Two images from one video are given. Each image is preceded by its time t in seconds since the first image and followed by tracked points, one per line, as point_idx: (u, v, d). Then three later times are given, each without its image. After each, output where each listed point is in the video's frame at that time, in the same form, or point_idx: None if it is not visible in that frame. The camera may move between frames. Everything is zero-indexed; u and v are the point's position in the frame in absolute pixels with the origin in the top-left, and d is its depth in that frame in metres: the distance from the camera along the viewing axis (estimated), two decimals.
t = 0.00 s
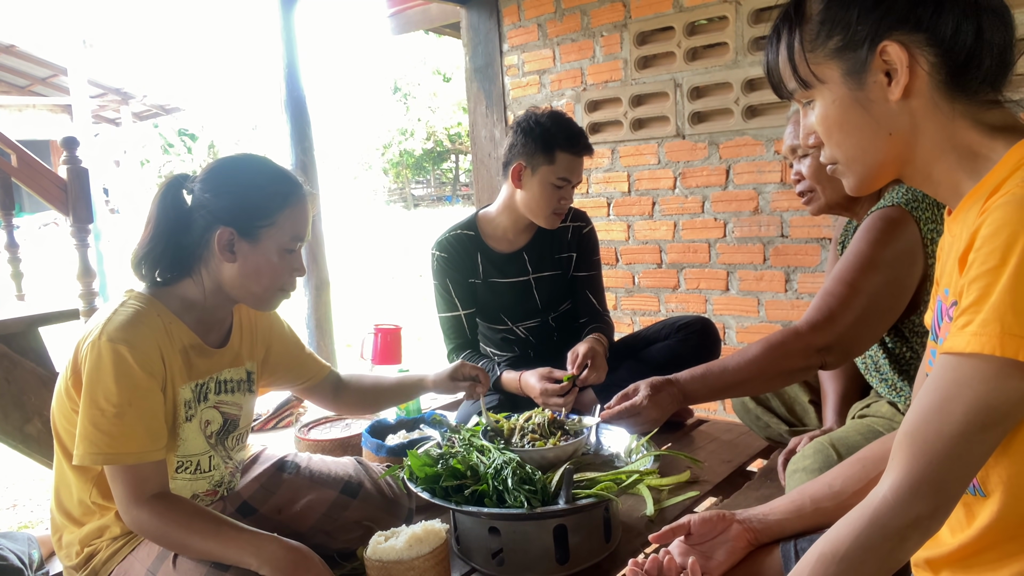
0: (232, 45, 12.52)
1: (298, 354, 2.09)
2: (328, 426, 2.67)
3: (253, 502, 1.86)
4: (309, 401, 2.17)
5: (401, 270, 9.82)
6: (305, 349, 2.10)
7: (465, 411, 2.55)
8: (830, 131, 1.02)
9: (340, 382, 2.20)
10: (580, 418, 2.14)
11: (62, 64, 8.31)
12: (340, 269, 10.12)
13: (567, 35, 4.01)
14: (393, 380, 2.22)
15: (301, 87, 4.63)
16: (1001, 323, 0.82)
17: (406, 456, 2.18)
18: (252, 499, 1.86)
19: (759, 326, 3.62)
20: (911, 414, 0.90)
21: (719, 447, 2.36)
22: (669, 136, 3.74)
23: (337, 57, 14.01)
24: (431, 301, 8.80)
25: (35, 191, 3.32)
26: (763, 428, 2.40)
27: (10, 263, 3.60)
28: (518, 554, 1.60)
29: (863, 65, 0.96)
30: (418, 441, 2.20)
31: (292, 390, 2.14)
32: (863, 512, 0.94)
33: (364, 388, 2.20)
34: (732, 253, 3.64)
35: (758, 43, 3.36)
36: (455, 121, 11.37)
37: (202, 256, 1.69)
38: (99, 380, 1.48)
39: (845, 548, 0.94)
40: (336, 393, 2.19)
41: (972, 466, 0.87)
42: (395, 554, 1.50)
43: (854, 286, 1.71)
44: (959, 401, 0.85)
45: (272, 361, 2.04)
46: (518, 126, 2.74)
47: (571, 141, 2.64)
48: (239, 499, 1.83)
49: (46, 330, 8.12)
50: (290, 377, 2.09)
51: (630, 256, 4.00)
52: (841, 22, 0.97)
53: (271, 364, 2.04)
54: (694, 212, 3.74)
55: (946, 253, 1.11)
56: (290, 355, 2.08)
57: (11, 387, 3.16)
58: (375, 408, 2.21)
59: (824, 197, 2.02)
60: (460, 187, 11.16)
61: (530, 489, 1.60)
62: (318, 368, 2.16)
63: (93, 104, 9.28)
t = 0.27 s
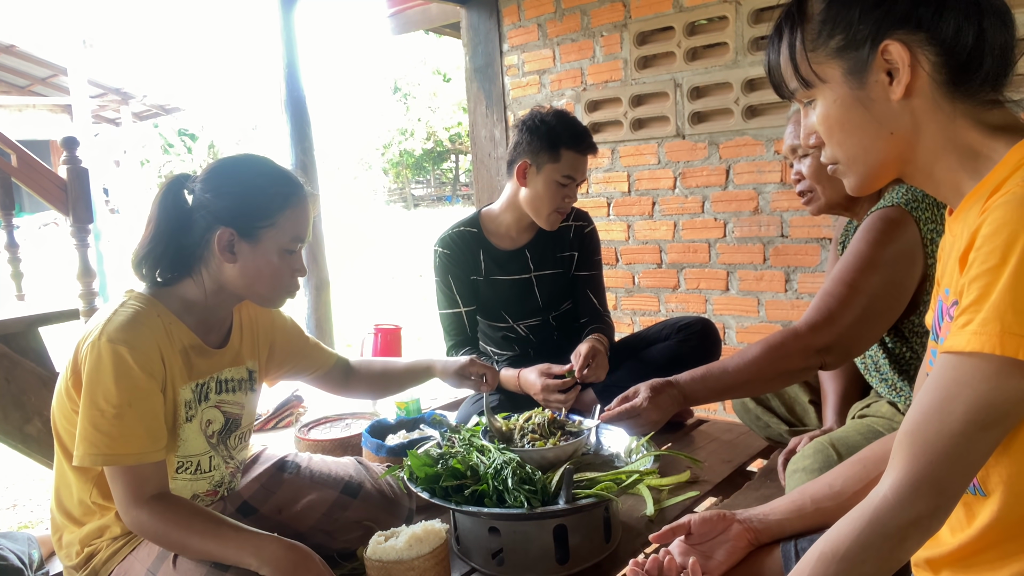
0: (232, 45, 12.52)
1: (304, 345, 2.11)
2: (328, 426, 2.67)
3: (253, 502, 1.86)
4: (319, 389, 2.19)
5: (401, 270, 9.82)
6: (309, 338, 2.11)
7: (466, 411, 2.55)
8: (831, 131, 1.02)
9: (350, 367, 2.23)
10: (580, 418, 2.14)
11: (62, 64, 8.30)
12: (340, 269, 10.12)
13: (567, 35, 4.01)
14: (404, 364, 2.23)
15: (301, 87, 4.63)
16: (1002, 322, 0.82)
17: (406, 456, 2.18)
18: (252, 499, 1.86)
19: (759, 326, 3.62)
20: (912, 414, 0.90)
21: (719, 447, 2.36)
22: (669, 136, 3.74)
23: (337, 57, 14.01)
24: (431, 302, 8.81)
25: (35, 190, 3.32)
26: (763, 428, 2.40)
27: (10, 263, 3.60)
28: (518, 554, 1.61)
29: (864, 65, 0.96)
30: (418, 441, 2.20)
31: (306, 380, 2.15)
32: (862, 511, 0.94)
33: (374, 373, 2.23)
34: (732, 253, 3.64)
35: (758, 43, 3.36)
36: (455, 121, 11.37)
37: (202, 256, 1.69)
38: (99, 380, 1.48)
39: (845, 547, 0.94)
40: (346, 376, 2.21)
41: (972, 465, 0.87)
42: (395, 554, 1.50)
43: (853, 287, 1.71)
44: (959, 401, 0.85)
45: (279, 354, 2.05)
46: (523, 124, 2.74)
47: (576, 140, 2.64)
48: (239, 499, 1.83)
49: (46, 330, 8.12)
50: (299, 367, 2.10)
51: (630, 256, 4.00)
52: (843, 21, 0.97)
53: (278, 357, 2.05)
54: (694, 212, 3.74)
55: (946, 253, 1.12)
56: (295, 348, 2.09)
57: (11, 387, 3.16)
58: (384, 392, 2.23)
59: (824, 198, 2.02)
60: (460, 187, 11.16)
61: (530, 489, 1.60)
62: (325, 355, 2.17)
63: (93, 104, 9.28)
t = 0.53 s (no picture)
0: (232, 45, 12.53)
1: (301, 349, 2.10)
2: (328, 426, 2.67)
3: (253, 502, 1.86)
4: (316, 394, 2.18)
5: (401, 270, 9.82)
6: (307, 344, 2.11)
7: (465, 411, 2.55)
8: (829, 132, 1.02)
9: (347, 375, 2.22)
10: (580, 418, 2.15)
11: (62, 64, 8.31)
12: (340, 269, 10.12)
13: (567, 35, 4.01)
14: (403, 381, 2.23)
15: (301, 87, 4.63)
16: (1002, 322, 0.82)
17: (406, 456, 2.17)
18: (252, 499, 1.86)
19: (759, 326, 3.62)
20: (912, 414, 0.90)
21: (719, 447, 2.36)
22: (669, 136, 3.74)
23: (337, 57, 14.01)
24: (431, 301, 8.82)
25: (35, 191, 3.32)
26: (763, 429, 2.40)
27: (10, 263, 3.60)
28: (517, 554, 1.61)
29: (863, 66, 0.96)
30: (418, 441, 2.20)
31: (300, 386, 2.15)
32: (863, 512, 0.94)
33: (371, 385, 2.22)
34: (732, 253, 3.64)
35: (758, 43, 3.36)
36: (455, 121, 11.36)
37: (201, 256, 1.69)
38: (97, 381, 1.48)
39: (846, 548, 0.94)
40: (342, 384, 2.20)
41: (972, 465, 0.87)
42: (395, 554, 1.50)
43: (862, 287, 1.70)
44: (959, 401, 0.85)
45: (275, 357, 2.05)
46: (526, 122, 2.75)
47: (578, 139, 2.68)
48: (239, 499, 1.83)
49: (46, 330, 8.12)
50: (295, 371, 2.10)
51: (630, 256, 4.00)
52: (842, 22, 0.97)
53: (274, 361, 2.05)
54: (694, 212, 3.74)
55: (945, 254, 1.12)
56: (292, 352, 2.08)
57: (11, 387, 3.16)
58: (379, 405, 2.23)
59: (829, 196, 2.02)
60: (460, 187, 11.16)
61: (530, 489, 1.60)
62: (321, 360, 2.17)
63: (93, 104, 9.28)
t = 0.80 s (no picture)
0: (232, 45, 12.53)
1: (294, 356, 2.09)
2: (328, 426, 2.67)
3: (253, 502, 1.86)
4: (305, 405, 2.16)
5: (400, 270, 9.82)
6: (301, 352, 2.10)
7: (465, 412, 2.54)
8: (826, 134, 1.02)
9: (336, 388, 2.18)
10: (580, 418, 2.15)
11: (62, 64, 8.31)
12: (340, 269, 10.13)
13: (567, 35, 4.01)
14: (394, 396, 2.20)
15: (301, 87, 4.63)
16: (1001, 323, 0.82)
17: (406, 456, 2.17)
18: (252, 499, 1.86)
19: (759, 326, 3.62)
20: (912, 414, 0.90)
21: (719, 447, 2.36)
22: (669, 136, 3.74)
23: (337, 57, 14.00)
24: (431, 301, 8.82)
25: (35, 191, 3.32)
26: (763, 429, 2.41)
27: (10, 263, 3.60)
28: (517, 554, 1.61)
29: (860, 68, 0.96)
30: (418, 441, 2.20)
31: (287, 395, 2.14)
32: (863, 512, 0.94)
33: (360, 396, 2.19)
34: (732, 253, 3.64)
35: (759, 44, 3.36)
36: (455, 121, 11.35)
37: (199, 256, 1.69)
38: (96, 381, 1.47)
39: (846, 548, 0.94)
40: (332, 397, 2.17)
41: (971, 465, 0.87)
42: (395, 555, 1.50)
43: (901, 284, 1.74)
44: (959, 401, 0.85)
45: (268, 362, 2.04)
46: (521, 123, 2.79)
47: (572, 142, 2.72)
48: (240, 499, 1.83)
49: (46, 330, 8.12)
50: (286, 381, 2.09)
51: (630, 256, 4.00)
52: (840, 23, 0.97)
53: (266, 368, 2.05)
54: (694, 212, 3.74)
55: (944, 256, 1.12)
56: (285, 359, 2.07)
57: (11, 387, 3.16)
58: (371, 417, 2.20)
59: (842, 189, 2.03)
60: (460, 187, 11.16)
61: (530, 489, 1.60)
62: (312, 370, 2.14)
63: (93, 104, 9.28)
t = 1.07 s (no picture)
0: (233, 45, 12.53)
1: (292, 357, 2.09)
2: (328, 427, 2.67)
3: (253, 502, 1.86)
4: (305, 406, 2.16)
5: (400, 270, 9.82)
6: (299, 352, 2.10)
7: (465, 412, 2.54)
8: (826, 136, 1.02)
9: (333, 388, 2.19)
10: (580, 418, 2.15)
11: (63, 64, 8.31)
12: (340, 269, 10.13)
13: (567, 35, 4.01)
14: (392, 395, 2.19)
15: (301, 87, 4.63)
16: (1001, 324, 0.82)
17: (406, 456, 2.17)
18: (252, 499, 1.86)
19: (759, 327, 3.62)
20: (913, 415, 0.90)
21: (719, 447, 2.36)
22: (669, 136, 3.74)
23: (337, 57, 14.00)
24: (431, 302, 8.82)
25: (35, 191, 3.32)
26: (765, 427, 2.37)
27: (10, 263, 3.60)
28: (517, 554, 1.60)
29: (859, 70, 0.96)
30: (418, 441, 2.20)
31: (286, 395, 2.14)
32: (863, 513, 0.94)
33: (357, 397, 2.19)
34: (732, 253, 3.64)
35: (759, 44, 3.36)
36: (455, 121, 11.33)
37: (196, 255, 1.69)
38: (93, 381, 1.47)
39: (846, 549, 0.94)
40: (329, 398, 2.17)
41: (972, 466, 0.87)
42: (395, 554, 1.50)
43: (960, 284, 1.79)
44: (959, 402, 0.85)
45: (266, 361, 2.04)
46: (511, 129, 2.82)
47: (561, 147, 2.75)
48: (239, 499, 1.83)
49: (46, 330, 8.12)
50: (285, 380, 2.09)
51: (630, 256, 4.00)
52: (838, 25, 0.97)
53: (265, 366, 2.05)
54: (694, 212, 3.74)
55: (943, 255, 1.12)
56: (284, 359, 2.07)
57: (11, 387, 3.16)
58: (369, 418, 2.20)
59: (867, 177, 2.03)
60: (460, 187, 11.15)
61: (530, 489, 1.60)
62: (310, 369, 2.15)
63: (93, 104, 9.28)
